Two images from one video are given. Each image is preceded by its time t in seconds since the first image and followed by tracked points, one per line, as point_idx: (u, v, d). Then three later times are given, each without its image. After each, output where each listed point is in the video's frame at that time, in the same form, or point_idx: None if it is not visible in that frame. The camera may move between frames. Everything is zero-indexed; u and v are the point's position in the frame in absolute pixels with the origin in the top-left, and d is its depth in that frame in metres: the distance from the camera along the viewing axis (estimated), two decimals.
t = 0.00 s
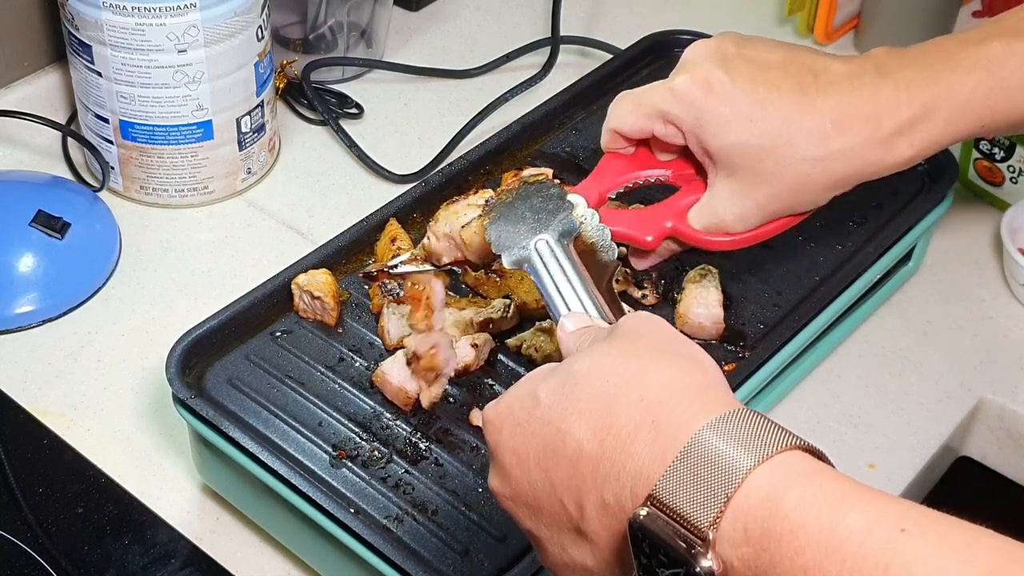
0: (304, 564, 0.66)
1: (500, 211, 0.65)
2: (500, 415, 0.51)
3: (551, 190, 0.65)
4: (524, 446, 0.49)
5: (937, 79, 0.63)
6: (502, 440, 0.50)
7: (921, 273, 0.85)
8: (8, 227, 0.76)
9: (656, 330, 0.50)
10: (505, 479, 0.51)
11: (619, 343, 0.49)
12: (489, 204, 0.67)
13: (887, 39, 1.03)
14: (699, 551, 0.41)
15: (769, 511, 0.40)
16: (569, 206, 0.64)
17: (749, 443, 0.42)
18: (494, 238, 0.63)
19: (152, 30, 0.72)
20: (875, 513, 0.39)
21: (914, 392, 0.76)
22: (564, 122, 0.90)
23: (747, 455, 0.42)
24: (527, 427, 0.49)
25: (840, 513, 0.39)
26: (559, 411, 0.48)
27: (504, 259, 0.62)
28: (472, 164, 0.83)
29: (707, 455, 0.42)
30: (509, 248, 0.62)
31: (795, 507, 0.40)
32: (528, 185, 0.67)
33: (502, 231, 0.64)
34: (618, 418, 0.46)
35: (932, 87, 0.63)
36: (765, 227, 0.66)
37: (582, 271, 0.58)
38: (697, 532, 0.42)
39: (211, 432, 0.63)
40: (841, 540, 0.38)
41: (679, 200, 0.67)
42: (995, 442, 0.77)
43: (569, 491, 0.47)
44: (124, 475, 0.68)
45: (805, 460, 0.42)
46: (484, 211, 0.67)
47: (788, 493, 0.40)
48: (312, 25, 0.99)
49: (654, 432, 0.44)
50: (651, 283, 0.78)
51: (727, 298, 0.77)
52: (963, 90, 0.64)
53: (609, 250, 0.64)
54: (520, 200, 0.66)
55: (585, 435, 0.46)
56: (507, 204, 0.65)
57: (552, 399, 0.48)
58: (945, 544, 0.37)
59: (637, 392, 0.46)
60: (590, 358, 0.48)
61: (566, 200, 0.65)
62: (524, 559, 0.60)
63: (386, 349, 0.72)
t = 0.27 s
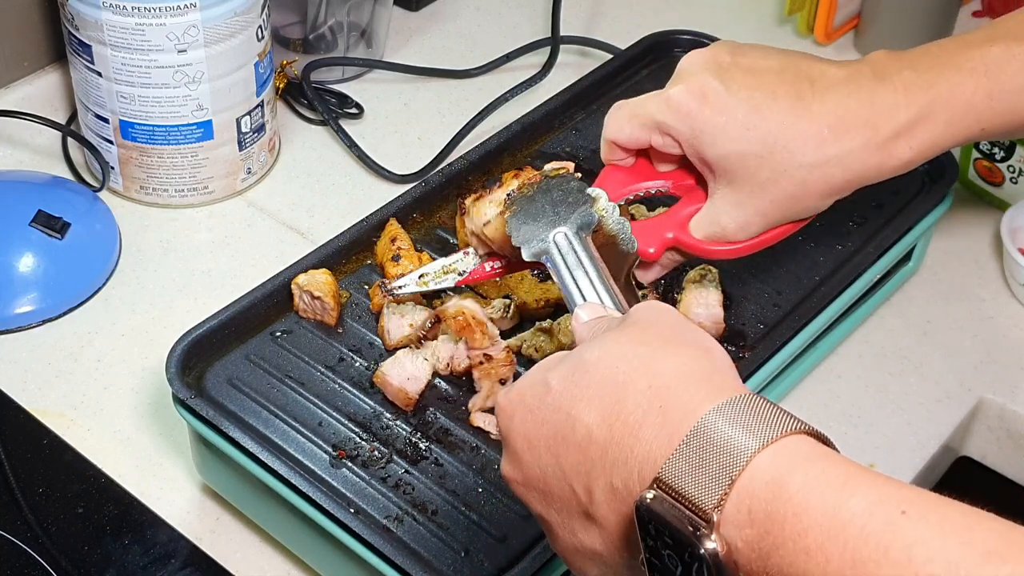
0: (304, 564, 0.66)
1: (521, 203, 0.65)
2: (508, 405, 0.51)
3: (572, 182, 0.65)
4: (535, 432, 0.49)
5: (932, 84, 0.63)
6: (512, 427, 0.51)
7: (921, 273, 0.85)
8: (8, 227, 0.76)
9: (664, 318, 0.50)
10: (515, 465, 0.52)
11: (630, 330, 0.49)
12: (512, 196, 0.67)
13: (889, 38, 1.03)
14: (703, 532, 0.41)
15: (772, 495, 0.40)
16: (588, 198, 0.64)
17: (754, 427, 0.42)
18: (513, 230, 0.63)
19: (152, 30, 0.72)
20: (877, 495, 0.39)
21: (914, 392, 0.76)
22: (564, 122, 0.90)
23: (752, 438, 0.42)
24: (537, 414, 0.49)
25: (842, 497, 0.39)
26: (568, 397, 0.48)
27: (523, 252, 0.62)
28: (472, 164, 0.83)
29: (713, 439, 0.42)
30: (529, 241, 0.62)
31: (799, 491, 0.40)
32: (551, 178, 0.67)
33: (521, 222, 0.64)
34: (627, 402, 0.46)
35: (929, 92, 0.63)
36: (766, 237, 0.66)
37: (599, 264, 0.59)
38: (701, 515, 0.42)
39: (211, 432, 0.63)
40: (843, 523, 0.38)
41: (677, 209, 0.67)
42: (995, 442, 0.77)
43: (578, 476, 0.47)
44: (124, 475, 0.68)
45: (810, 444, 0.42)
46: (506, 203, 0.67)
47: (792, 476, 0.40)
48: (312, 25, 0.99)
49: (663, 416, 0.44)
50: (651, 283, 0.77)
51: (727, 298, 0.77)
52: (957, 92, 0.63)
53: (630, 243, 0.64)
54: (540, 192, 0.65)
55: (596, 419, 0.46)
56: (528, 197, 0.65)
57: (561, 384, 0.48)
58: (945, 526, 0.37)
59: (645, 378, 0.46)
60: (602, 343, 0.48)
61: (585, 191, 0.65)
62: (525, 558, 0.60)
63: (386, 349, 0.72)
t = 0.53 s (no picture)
0: (304, 564, 0.66)
1: (513, 217, 0.66)
2: (507, 423, 0.50)
3: (563, 197, 0.67)
4: (533, 449, 0.49)
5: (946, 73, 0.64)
6: (512, 444, 0.50)
7: (921, 273, 0.85)
8: (8, 227, 0.76)
9: (662, 331, 0.50)
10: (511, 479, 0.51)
11: (627, 346, 0.49)
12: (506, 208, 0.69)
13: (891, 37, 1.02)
14: (706, 551, 0.41)
15: (776, 512, 0.40)
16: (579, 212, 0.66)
17: (756, 445, 0.42)
18: (506, 242, 0.65)
19: (152, 30, 0.72)
20: (879, 512, 0.39)
21: (914, 391, 0.76)
22: (564, 122, 0.90)
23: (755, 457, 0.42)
24: (536, 431, 0.49)
25: (846, 515, 0.39)
26: (567, 414, 0.48)
27: (516, 264, 0.63)
28: (472, 164, 0.83)
29: (715, 458, 0.42)
30: (522, 254, 0.63)
31: (802, 509, 0.40)
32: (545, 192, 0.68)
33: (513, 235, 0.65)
34: (626, 420, 0.46)
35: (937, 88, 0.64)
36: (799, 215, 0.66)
37: (593, 275, 0.59)
38: (704, 533, 0.41)
39: (211, 432, 0.63)
40: (846, 541, 0.39)
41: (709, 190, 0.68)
42: (995, 442, 0.77)
43: (578, 494, 0.47)
44: (124, 475, 0.68)
45: (812, 461, 0.42)
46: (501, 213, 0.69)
47: (796, 495, 0.40)
48: (312, 25, 0.99)
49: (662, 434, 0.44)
50: (651, 283, 0.77)
51: (727, 298, 0.77)
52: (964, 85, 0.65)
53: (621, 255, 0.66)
54: (533, 206, 0.67)
55: (595, 437, 0.46)
56: (521, 208, 0.67)
57: (559, 401, 0.48)
58: (948, 542, 0.38)
59: (645, 395, 0.46)
60: (598, 361, 0.48)
61: (578, 205, 0.67)
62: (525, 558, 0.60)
63: (386, 349, 0.72)
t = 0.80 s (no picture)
0: (303, 564, 0.66)
1: (578, 315, 0.66)
2: (616, 487, 0.52)
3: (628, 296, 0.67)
4: (645, 513, 0.51)
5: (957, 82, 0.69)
6: (621, 506, 0.52)
7: (921, 273, 0.85)
8: (8, 226, 0.76)
9: (768, 412, 0.53)
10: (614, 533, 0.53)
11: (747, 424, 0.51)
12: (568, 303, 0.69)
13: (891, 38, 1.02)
14: None
15: None
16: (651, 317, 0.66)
17: (878, 519, 0.45)
18: (580, 337, 0.65)
19: (152, 29, 0.72)
20: None
21: (914, 391, 0.76)
22: (564, 122, 0.90)
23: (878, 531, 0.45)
24: (650, 494, 0.51)
25: None
26: (685, 479, 0.50)
27: (593, 356, 0.63)
28: (472, 164, 0.83)
29: (840, 531, 0.45)
30: (598, 346, 0.64)
31: None
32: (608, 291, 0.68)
33: (583, 329, 0.65)
34: (754, 491, 0.48)
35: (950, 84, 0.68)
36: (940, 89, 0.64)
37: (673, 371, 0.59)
38: None
39: (211, 432, 0.63)
40: None
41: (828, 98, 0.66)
42: (995, 442, 0.77)
43: (693, 555, 0.50)
44: (124, 474, 0.68)
45: (930, 534, 0.45)
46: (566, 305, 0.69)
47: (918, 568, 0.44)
48: (312, 25, 0.99)
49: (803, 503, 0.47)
50: (651, 283, 0.77)
51: (727, 298, 0.77)
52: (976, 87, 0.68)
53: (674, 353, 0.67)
54: (601, 302, 0.67)
55: (720, 504, 0.49)
56: (588, 304, 0.67)
57: (678, 466, 0.51)
58: None
59: (769, 468, 0.49)
60: (722, 434, 0.51)
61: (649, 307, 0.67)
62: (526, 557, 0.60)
63: (386, 349, 0.72)
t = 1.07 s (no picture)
0: (304, 564, 0.66)
1: (630, 360, 0.65)
2: (693, 545, 0.52)
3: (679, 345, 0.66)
4: (725, 567, 0.51)
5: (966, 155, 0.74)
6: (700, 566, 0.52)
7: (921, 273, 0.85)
8: (8, 227, 0.76)
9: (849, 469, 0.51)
10: None
11: (821, 477, 0.50)
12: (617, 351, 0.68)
13: (891, 39, 1.02)
14: None
15: None
16: (700, 360, 0.64)
17: None
18: (629, 386, 0.63)
19: (152, 30, 0.72)
20: None
21: (914, 391, 0.76)
22: (564, 122, 0.90)
23: None
24: (729, 549, 0.51)
25: None
26: (763, 534, 0.49)
27: (645, 406, 0.62)
28: (472, 164, 0.83)
29: None
30: (650, 397, 0.62)
31: None
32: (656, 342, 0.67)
33: (635, 379, 0.64)
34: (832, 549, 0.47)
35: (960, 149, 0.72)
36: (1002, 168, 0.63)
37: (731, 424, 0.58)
38: None
39: (211, 432, 0.63)
40: None
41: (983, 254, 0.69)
42: (995, 442, 0.77)
43: None
44: (124, 474, 0.68)
45: None
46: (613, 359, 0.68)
47: None
48: (312, 25, 0.99)
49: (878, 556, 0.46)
50: (651, 283, 0.77)
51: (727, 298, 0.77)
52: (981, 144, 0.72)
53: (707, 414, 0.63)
54: (650, 351, 0.66)
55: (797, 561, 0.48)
56: (638, 355, 0.65)
57: (754, 523, 0.50)
58: None
59: (846, 524, 0.47)
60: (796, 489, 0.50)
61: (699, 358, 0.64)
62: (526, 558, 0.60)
63: (386, 349, 0.72)
